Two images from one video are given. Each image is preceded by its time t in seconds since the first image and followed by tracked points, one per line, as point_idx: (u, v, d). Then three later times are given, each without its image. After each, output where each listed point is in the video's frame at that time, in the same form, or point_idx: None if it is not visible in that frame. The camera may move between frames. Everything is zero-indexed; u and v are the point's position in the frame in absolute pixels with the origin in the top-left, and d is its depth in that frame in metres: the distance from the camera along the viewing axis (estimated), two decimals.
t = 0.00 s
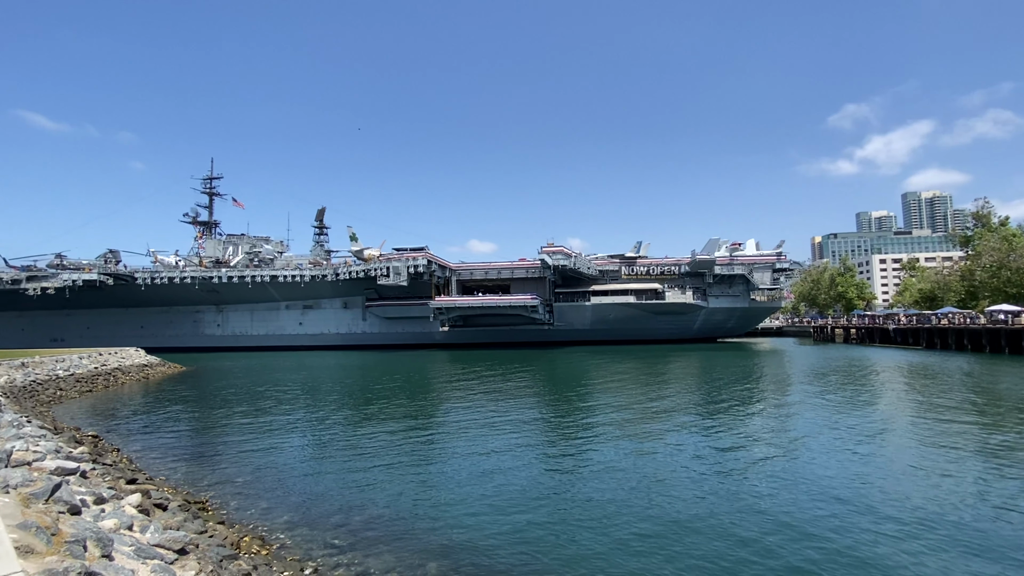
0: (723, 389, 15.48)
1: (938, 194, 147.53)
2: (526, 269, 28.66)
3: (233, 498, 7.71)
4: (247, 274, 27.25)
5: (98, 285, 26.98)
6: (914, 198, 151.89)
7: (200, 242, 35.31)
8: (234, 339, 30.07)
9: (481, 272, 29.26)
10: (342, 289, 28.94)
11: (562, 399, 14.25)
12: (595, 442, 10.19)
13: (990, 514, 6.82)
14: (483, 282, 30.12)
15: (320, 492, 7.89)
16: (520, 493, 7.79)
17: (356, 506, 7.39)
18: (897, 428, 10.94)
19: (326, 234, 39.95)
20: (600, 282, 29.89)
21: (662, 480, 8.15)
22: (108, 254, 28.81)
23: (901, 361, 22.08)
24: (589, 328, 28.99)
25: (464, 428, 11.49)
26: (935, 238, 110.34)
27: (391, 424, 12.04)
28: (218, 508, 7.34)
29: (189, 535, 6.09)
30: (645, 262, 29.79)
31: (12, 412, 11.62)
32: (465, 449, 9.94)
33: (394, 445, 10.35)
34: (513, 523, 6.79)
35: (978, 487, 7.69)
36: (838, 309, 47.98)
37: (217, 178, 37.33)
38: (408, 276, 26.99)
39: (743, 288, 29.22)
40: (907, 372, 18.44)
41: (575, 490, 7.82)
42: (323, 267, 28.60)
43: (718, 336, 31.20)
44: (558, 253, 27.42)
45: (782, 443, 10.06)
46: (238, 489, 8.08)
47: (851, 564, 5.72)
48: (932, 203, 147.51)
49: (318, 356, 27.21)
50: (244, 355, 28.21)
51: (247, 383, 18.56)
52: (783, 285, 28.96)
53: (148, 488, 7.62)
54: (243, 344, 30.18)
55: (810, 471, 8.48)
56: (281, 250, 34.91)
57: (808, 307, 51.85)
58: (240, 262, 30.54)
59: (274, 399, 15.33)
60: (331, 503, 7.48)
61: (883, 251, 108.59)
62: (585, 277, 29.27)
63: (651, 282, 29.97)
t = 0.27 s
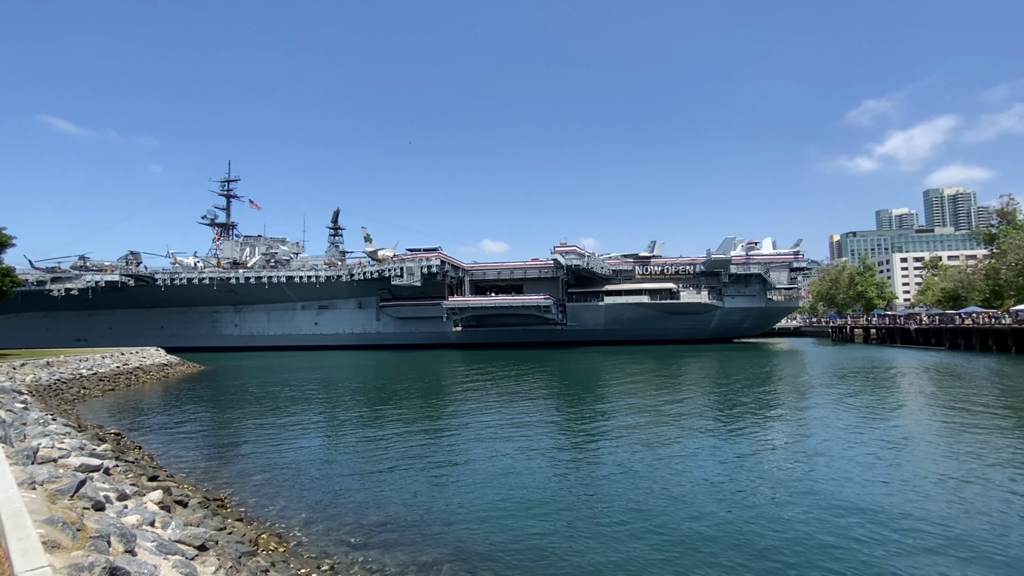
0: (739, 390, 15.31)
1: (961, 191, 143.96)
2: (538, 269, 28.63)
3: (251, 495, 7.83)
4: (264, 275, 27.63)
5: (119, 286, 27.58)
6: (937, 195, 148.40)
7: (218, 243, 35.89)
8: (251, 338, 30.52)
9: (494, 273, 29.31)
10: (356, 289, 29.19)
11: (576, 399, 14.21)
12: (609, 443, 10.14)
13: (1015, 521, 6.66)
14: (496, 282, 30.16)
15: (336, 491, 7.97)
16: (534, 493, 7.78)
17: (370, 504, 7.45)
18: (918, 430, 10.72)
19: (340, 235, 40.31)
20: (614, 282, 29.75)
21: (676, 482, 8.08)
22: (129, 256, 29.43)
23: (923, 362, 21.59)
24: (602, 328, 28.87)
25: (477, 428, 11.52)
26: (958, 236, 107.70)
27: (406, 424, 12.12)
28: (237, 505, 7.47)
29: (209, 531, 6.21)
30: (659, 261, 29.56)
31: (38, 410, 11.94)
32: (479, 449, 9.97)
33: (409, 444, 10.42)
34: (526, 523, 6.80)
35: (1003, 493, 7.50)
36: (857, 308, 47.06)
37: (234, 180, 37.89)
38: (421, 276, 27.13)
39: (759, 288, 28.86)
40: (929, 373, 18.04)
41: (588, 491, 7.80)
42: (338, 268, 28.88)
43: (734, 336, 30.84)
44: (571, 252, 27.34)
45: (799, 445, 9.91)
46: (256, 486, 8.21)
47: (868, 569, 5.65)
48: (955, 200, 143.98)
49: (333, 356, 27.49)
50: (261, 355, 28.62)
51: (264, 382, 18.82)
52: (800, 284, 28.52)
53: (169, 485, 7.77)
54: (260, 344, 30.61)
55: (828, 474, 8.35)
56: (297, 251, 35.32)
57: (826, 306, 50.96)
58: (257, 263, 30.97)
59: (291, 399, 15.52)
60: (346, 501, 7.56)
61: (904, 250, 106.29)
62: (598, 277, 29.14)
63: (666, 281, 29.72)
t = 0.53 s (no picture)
0: (756, 390, 15.12)
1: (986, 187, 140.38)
2: (551, 269, 28.57)
3: (267, 493, 7.93)
4: (280, 275, 28.00)
5: (140, 287, 28.16)
6: (960, 192, 144.94)
7: (236, 244, 36.45)
8: (268, 338, 30.95)
9: (507, 272, 29.33)
10: (370, 289, 29.42)
11: (589, 399, 14.15)
12: (623, 444, 10.09)
13: None
14: (508, 282, 30.19)
15: (350, 489, 8.05)
16: (548, 493, 7.78)
17: (385, 503, 7.52)
18: (941, 432, 10.48)
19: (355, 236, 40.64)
20: (627, 281, 29.60)
21: (690, 484, 8.02)
22: (149, 257, 30.03)
23: (946, 363, 21.09)
24: (616, 328, 28.72)
25: (491, 427, 11.54)
26: (983, 233, 105.05)
27: (419, 423, 12.18)
28: (254, 503, 7.58)
29: (226, 527, 6.30)
30: (673, 261, 29.37)
31: (63, 408, 12.24)
32: (493, 448, 9.99)
33: (423, 443, 10.48)
34: (540, 523, 6.80)
35: None
36: (877, 308, 46.17)
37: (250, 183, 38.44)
38: (435, 276, 27.25)
39: (776, 287, 28.48)
40: (953, 374, 17.62)
41: (601, 492, 7.78)
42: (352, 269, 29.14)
43: (750, 337, 30.46)
44: (583, 252, 27.25)
45: (817, 447, 9.76)
46: (272, 484, 8.32)
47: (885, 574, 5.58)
48: (979, 197, 140.48)
49: (347, 355, 27.75)
50: (278, 354, 29.01)
51: (281, 382, 19.06)
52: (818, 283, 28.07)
53: (188, 481, 7.92)
54: (277, 343, 31.02)
55: (846, 477, 8.21)
56: (312, 251, 35.72)
57: (845, 306, 50.06)
58: (273, 264, 31.39)
59: (307, 398, 15.70)
60: (361, 500, 7.62)
61: (926, 247, 103.95)
62: (612, 277, 29.01)
63: (680, 281, 29.46)
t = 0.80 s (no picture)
0: (772, 391, 14.92)
1: (1011, 184, 136.77)
2: (564, 269, 28.51)
3: (283, 491, 8.04)
4: (295, 276, 28.36)
5: (160, 287, 28.70)
6: (983, 189, 141.46)
7: (252, 246, 36.99)
8: (284, 338, 31.35)
9: (519, 272, 29.33)
10: (384, 289, 29.64)
11: (603, 399, 14.08)
12: (637, 445, 10.03)
13: None
14: (521, 282, 30.20)
15: (365, 488, 8.12)
16: (560, 493, 7.76)
17: (399, 501, 7.57)
18: (965, 434, 10.23)
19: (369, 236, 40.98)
20: (641, 281, 29.41)
21: (705, 486, 7.94)
22: (168, 258, 30.60)
23: (969, 363, 20.60)
24: (629, 328, 28.55)
25: (504, 427, 11.56)
26: (1007, 231, 102.40)
27: (433, 422, 12.24)
28: (270, 500, 7.69)
29: (244, 524, 6.40)
30: (688, 260, 29.12)
31: (86, 406, 12.52)
32: (506, 448, 10.00)
33: (436, 443, 10.53)
34: (554, 523, 6.79)
35: None
36: (897, 308, 45.25)
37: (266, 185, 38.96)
38: (448, 276, 27.36)
39: (792, 286, 28.07)
40: (976, 375, 17.21)
41: (615, 492, 7.74)
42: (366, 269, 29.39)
43: (766, 337, 30.08)
44: (596, 251, 27.14)
45: (836, 449, 9.59)
46: (289, 482, 8.43)
47: None
48: (1003, 193, 136.93)
49: (361, 355, 27.99)
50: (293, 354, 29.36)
51: (296, 381, 19.30)
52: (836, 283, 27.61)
53: (207, 478, 8.07)
54: (292, 343, 31.40)
55: (866, 480, 8.06)
56: (327, 252, 36.11)
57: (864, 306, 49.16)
58: (289, 265, 31.79)
59: (322, 397, 15.86)
60: (375, 498, 7.68)
61: (948, 246, 101.62)
62: (625, 276, 28.86)
63: (695, 280, 29.20)
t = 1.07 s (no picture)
0: (788, 392, 14.72)
1: None
2: (577, 268, 28.42)
3: (299, 488, 8.13)
4: (309, 276, 28.66)
5: (178, 287, 29.23)
6: (1008, 185, 137.91)
7: (267, 246, 37.48)
8: (299, 337, 31.71)
9: (531, 272, 29.31)
10: (397, 289, 29.82)
11: (616, 399, 14.02)
12: (650, 446, 9.96)
13: None
14: (534, 282, 30.18)
15: (378, 486, 8.17)
16: (573, 494, 7.74)
17: (413, 500, 7.62)
18: (989, 437, 9.99)
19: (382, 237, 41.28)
20: (654, 281, 29.20)
21: (720, 488, 7.86)
22: (187, 259, 31.17)
23: (993, 364, 20.12)
24: (643, 328, 28.37)
25: (516, 427, 11.57)
26: None
27: (446, 421, 12.31)
28: (287, 497, 7.78)
29: (261, 521, 6.49)
30: (702, 259, 28.86)
31: (108, 403, 12.81)
32: (518, 448, 10.00)
33: (449, 442, 10.57)
34: (566, 523, 6.78)
35: None
36: (918, 307, 44.32)
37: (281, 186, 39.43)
38: (460, 276, 27.45)
39: (809, 286, 27.71)
40: (1001, 376, 16.79)
41: (628, 493, 7.71)
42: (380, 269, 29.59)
43: (782, 337, 29.67)
44: (609, 251, 27.00)
45: (855, 452, 9.43)
46: (304, 480, 8.52)
47: None
48: None
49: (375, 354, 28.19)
50: (308, 353, 29.69)
51: (311, 380, 19.52)
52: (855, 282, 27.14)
53: (224, 476, 8.19)
54: (307, 342, 31.76)
55: (885, 484, 7.93)
56: (341, 253, 36.45)
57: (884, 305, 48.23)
58: (304, 265, 32.14)
59: (336, 396, 16.02)
60: (388, 497, 7.73)
61: (971, 244, 99.22)
62: (638, 276, 28.68)
63: (709, 279, 28.91)
